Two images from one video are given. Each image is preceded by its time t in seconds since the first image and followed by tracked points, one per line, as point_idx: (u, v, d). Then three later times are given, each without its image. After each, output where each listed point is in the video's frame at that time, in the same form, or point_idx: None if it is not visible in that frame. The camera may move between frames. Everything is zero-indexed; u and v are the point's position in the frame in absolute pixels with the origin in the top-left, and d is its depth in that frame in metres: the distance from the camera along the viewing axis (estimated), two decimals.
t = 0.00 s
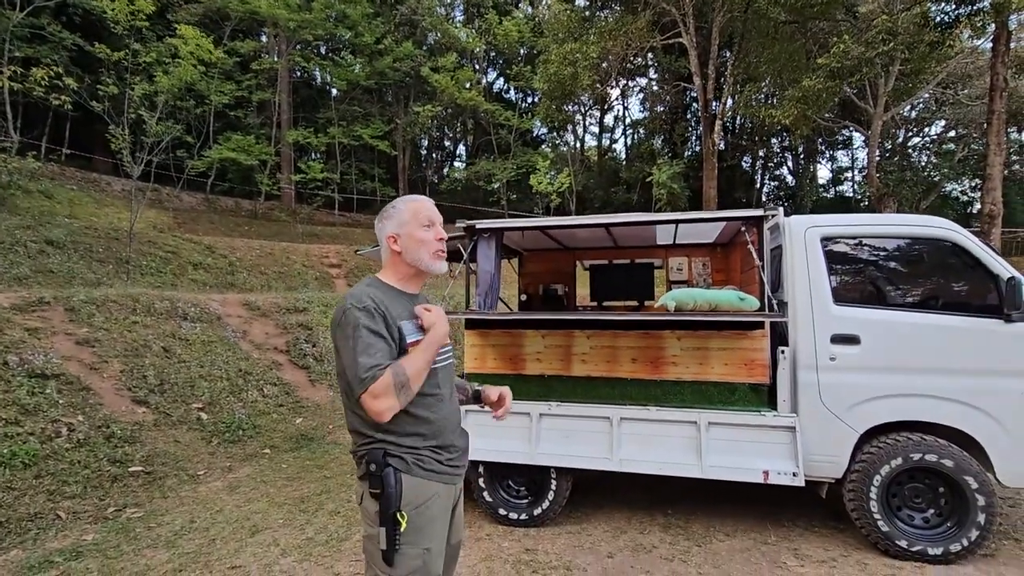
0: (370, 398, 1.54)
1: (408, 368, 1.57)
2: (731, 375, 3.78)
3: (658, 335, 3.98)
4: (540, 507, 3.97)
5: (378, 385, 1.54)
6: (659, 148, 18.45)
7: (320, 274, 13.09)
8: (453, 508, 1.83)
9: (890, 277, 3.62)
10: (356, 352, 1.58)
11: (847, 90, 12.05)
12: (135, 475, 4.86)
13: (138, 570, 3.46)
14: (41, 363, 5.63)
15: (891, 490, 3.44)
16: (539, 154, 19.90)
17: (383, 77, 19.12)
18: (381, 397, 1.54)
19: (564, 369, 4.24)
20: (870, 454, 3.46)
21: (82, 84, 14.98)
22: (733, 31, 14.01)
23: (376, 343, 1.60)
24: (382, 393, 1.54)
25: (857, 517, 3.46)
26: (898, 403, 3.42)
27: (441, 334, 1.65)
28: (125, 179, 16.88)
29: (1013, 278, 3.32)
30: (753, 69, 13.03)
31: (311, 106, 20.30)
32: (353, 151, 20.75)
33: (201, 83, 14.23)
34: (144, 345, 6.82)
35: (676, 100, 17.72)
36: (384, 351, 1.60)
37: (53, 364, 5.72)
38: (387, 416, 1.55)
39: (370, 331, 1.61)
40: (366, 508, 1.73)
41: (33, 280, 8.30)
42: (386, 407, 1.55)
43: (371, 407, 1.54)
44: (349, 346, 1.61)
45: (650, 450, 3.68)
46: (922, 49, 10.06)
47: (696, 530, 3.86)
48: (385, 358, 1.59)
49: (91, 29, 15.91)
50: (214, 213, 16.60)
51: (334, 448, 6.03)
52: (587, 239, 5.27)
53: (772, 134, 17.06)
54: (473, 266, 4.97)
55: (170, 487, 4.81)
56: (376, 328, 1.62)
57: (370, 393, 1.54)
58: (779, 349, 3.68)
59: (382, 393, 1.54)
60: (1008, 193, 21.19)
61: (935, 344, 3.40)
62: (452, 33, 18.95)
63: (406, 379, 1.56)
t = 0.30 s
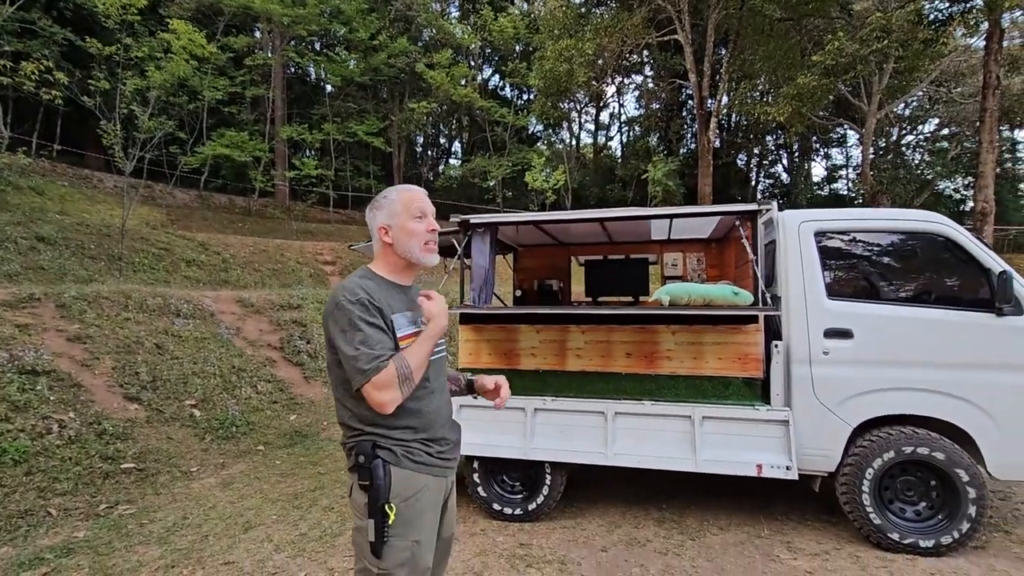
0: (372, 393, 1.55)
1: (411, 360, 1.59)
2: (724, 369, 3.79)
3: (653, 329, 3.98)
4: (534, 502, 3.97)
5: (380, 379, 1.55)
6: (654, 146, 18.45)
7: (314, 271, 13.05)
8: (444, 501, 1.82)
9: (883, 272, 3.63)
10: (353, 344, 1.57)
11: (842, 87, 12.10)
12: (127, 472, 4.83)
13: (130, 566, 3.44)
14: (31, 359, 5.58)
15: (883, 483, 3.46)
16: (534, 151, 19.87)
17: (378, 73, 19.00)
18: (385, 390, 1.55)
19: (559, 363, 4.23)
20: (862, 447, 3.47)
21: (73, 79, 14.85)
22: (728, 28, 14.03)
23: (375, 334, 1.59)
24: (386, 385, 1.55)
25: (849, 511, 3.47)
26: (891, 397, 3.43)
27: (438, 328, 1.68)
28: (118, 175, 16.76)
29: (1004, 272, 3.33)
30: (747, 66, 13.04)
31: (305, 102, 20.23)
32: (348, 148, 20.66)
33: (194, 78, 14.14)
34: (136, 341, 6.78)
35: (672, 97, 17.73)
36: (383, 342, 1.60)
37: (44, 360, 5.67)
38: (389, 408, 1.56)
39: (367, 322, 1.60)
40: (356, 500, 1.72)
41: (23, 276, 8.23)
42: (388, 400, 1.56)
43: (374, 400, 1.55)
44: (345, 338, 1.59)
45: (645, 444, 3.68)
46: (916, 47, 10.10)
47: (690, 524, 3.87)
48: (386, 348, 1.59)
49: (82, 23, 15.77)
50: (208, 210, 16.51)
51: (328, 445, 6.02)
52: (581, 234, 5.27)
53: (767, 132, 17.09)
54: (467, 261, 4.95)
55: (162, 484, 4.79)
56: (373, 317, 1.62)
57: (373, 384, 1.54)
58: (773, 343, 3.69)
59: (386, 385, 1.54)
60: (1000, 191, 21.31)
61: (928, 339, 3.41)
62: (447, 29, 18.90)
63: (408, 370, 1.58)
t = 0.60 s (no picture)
0: (355, 396, 1.56)
1: (394, 365, 1.61)
2: (715, 369, 3.82)
3: (645, 330, 4.01)
4: (527, 501, 3.99)
5: (362, 383, 1.56)
6: (648, 147, 18.52)
7: (308, 272, 13.03)
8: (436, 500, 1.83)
9: (873, 273, 3.67)
10: (339, 345, 1.58)
11: (833, 90, 12.20)
12: (118, 474, 4.81)
13: (121, 568, 3.44)
14: (22, 360, 5.55)
15: (871, 481, 3.50)
16: (529, 152, 19.91)
17: (372, 74, 19.01)
18: (368, 395, 1.56)
19: (552, 364, 4.25)
20: (850, 446, 3.51)
21: (64, 78, 14.75)
22: (720, 31, 14.12)
23: (361, 337, 1.60)
24: (368, 390, 1.56)
25: (838, 509, 3.51)
26: (879, 396, 3.47)
27: (424, 334, 1.70)
28: (109, 175, 16.66)
29: (989, 273, 3.38)
30: (741, 68, 13.12)
31: (299, 102, 20.20)
32: (342, 148, 20.60)
33: (187, 78, 14.08)
34: (128, 343, 6.75)
35: (665, 99, 17.83)
36: (370, 345, 1.61)
37: (34, 362, 5.64)
38: (372, 411, 1.58)
39: (354, 323, 1.61)
40: (345, 499, 1.73)
41: (13, 277, 8.17)
42: (369, 404, 1.57)
43: (356, 402, 1.56)
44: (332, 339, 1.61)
45: (637, 443, 3.71)
46: (906, 51, 10.19)
47: (681, 523, 3.89)
48: (372, 351, 1.60)
49: (74, 22, 15.68)
50: (200, 211, 16.43)
51: (321, 446, 6.01)
52: (574, 235, 5.29)
53: (759, 134, 17.20)
54: (460, 262, 4.97)
55: (154, 485, 4.77)
56: (361, 318, 1.63)
57: (356, 388, 1.55)
58: (763, 343, 3.72)
59: (369, 390, 1.56)
60: (989, 193, 21.53)
61: (916, 338, 3.45)
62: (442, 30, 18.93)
63: (392, 375, 1.60)
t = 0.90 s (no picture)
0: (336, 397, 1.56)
1: (376, 367, 1.58)
2: (712, 373, 3.83)
3: (642, 333, 4.02)
4: (524, 505, 3.99)
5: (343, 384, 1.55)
6: (644, 151, 18.58)
7: (304, 275, 13.00)
8: (430, 504, 1.82)
9: (868, 277, 3.70)
10: (323, 347, 1.58)
11: (827, 95, 12.25)
12: (112, 477, 4.78)
13: (115, 573, 3.41)
14: (15, 363, 5.51)
15: (866, 485, 3.51)
16: (525, 156, 19.95)
17: (368, 77, 19.07)
18: (349, 396, 1.55)
19: (548, 367, 4.26)
20: (846, 449, 3.52)
21: (59, 80, 14.70)
22: (716, 36, 14.17)
23: (346, 339, 1.59)
24: (349, 392, 1.55)
25: (833, 512, 3.53)
26: (874, 399, 3.49)
27: (413, 338, 1.66)
28: (104, 177, 16.60)
29: (982, 277, 3.40)
30: (736, 74, 13.19)
31: (296, 105, 20.20)
32: (338, 151, 20.56)
33: (182, 80, 14.06)
34: (122, 345, 6.72)
35: (661, 103, 17.92)
36: (354, 346, 1.60)
37: (27, 364, 5.60)
38: (353, 413, 1.57)
39: (338, 325, 1.61)
40: (336, 499, 1.73)
41: (6, 279, 8.12)
42: (350, 405, 1.56)
43: (337, 405, 1.56)
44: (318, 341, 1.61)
45: (634, 447, 3.71)
46: (899, 56, 10.23)
47: (678, 526, 3.90)
48: (357, 353, 1.59)
49: (69, 24, 15.63)
50: (195, 213, 16.38)
51: (317, 449, 5.99)
52: (571, 239, 5.30)
53: (755, 138, 17.30)
54: (457, 264, 4.97)
55: (148, 489, 4.74)
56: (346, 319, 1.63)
57: (337, 390, 1.55)
58: (759, 347, 3.73)
59: (349, 391, 1.55)
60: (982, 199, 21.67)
61: (910, 342, 3.47)
62: (438, 34, 19.00)
63: (374, 377, 1.57)
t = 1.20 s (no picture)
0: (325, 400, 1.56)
1: (363, 372, 1.56)
2: (711, 377, 3.85)
3: (641, 337, 4.04)
4: (522, 508, 3.99)
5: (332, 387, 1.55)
6: (642, 156, 18.68)
7: (302, 278, 12.99)
8: (428, 508, 1.80)
9: (865, 282, 3.72)
10: (317, 352, 1.59)
11: (825, 101, 12.32)
12: (109, 480, 4.77)
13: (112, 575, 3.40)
14: (12, 364, 5.49)
15: (863, 489, 3.53)
16: (524, 160, 20.01)
17: (368, 80, 19.13)
18: (336, 401, 1.55)
19: (547, 371, 4.27)
20: (843, 454, 3.54)
21: (58, 81, 14.70)
22: (715, 42, 14.24)
23: (337, 343, 1.59)
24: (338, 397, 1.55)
25: (831, 516, 3.54)
26: (872, 404, 3.50)
27: (406, 343, 1.59)
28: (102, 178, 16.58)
29: (978, 283, 3.43)
30: (734, 80, 13.25)
31: (295, 108, 20.22)
32: (337, 154, 20.56)
33: (182, 82, 14.07)
34: (119, 347, 6.70)
35: (660, 109, 18.00)
36: (345, 352, 1.60)
37: (25, 366, 5.59)
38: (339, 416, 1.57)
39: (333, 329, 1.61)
40: (334, 500, 1.71)
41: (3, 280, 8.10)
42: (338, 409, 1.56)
43: (326, 409, 1.56)
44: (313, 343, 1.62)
45: (633, 451, 3.72)
46: (896, 63, 10.28)
47: (676, 531, 3.90)
48: (347, 358, 1.59)
49: (69, 26, 15.64)
50: (194, 215, 16.36)
51: (315, 452, 5.98)
52: (571, 243, 5.32)
53: (752, 144, 17.40)
54: (456, 268, 4.98)
55: (145, 491, 4.73)
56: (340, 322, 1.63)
57: (326, 395, 1.55)
58: (757, 351, 3.75)
59: (336, 398, 1.55)
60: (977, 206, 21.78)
61: (907, 347, 3.49)
62: (438, 38, 19.08)
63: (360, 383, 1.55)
